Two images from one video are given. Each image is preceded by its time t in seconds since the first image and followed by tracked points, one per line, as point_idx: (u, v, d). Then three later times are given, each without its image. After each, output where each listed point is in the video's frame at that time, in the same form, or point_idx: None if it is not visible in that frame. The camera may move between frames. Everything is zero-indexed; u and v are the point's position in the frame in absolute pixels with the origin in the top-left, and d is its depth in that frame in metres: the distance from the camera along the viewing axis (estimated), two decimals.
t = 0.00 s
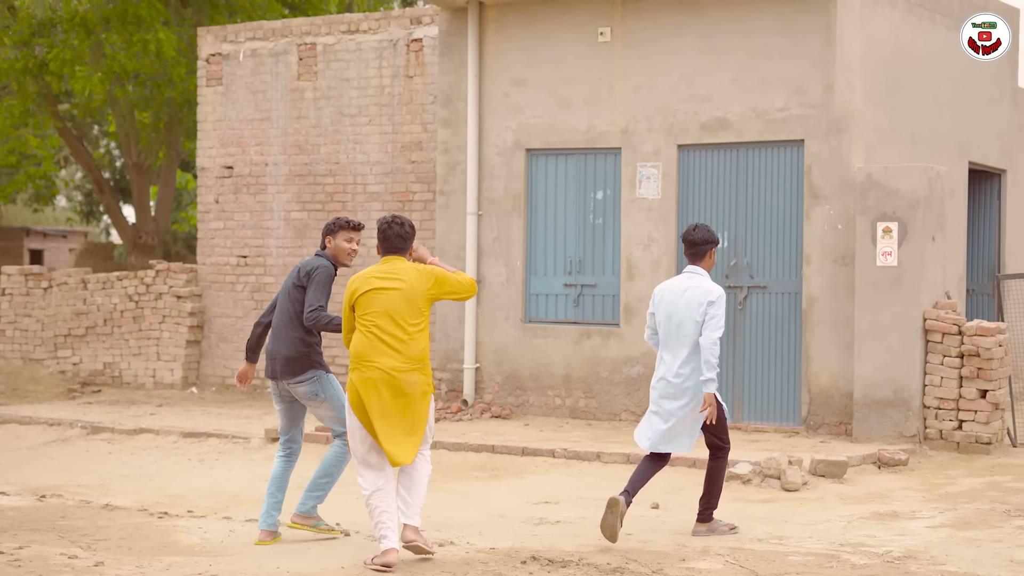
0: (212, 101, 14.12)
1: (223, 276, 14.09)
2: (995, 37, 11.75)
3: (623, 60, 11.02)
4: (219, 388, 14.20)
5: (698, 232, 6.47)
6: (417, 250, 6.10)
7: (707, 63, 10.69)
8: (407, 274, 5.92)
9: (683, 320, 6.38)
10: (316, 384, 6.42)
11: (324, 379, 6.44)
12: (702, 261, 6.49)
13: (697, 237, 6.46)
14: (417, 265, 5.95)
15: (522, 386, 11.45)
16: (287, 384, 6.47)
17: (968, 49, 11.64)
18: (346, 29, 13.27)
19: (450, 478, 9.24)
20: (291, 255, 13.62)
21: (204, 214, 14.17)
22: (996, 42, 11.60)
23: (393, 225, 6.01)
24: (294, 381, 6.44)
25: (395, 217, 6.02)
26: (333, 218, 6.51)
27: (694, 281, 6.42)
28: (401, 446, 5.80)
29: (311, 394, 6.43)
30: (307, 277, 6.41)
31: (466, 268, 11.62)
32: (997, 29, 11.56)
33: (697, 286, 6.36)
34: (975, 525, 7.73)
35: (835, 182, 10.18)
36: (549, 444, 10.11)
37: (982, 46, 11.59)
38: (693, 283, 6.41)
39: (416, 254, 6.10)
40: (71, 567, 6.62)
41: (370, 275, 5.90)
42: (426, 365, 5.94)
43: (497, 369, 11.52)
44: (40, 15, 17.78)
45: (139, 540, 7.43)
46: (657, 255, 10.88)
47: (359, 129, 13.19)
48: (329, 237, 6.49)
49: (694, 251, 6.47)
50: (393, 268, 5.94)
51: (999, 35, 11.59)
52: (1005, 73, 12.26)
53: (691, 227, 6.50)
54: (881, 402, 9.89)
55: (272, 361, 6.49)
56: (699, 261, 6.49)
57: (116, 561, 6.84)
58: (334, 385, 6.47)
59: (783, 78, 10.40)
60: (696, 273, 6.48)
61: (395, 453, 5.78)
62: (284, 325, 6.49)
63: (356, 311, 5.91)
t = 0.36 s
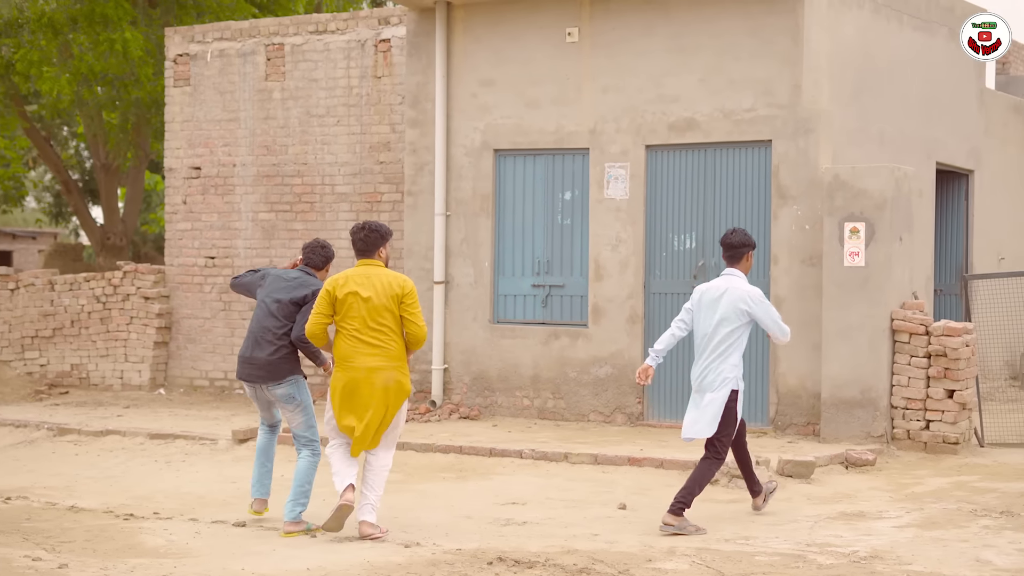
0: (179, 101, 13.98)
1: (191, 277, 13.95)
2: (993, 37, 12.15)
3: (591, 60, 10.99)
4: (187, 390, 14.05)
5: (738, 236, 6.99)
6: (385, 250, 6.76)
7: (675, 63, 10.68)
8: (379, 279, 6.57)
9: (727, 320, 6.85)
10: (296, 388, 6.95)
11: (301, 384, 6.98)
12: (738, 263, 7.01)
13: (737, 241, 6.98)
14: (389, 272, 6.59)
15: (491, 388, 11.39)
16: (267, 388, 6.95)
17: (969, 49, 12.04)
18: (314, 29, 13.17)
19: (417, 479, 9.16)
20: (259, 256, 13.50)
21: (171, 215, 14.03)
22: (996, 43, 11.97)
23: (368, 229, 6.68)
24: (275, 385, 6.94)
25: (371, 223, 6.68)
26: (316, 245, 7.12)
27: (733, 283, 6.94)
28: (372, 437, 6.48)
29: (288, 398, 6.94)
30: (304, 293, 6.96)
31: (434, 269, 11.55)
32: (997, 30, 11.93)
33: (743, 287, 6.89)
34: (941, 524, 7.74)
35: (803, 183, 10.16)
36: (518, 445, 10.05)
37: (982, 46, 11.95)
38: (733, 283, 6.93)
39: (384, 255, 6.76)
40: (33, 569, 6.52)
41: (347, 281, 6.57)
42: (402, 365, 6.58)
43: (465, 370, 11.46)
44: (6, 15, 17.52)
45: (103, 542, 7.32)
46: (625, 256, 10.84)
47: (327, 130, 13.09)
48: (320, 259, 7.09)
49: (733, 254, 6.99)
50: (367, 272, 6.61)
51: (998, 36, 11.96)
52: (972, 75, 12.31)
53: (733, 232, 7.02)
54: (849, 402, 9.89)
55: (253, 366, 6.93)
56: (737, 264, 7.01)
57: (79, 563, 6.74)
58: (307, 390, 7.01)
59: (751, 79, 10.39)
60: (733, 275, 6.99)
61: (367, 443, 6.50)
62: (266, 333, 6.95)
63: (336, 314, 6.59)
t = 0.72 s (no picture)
0: (160, 100, 13.89)
1: (171, 276, 13.87)
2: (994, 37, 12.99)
3: (571, 59, 10.96)
4: (168, 390, 13.96)
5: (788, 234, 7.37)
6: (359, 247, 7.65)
7: (655, 61, 10.65)
8: (357, 267, 7.37)
9: (774, 315, 7.26)
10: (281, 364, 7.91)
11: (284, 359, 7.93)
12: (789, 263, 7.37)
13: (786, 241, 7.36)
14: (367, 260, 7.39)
15: (471, 387, 11.35)
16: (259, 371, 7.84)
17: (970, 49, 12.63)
18: (294, 28, 13.11)
19: (397, 478, 9.11)
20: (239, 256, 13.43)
21: (152, 214, 13.94)
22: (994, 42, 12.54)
23: (344, 222, 7.45)
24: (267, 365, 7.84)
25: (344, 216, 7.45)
26: (257, 229, 7.99)
27: (783, 282, 7.30)
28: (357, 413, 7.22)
29: (274, 377, 7.88)
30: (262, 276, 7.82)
31: (415, 268, 11.51)
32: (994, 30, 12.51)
33: (790, 285, 7.25)
34: (920, 522, 7.72)
35: (783, 181, 10.13)
36: (499, 444, 10.02)
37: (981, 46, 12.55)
38: (783, 281, 7.30)
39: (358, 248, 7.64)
40: (9, 568, 6.46)
41: (328, 269, 7.35)
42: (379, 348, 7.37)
43: (446, 370, 11.42)
44: None
45: (79, 542, 7.25)
46: (606, 255, 10.82)
47: (308, 129, 13.03)
48: (261, 242, 7.96)
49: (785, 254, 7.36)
50: (345, 261, 7.41)
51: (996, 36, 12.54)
52: (953, 73, 12.33)
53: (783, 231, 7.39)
54: (829, 401, 9.88)
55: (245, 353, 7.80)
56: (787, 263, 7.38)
57: (55, 562, 6.68)
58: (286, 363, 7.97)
59: (731, 77, 10.37)
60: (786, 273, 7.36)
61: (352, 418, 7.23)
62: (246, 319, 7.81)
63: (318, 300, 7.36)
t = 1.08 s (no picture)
0: (147, 98, 13.83)
1: (159, 275, 13.82)
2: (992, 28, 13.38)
3: (558, 57, 10.94)
4: (155, 389, 13.89)
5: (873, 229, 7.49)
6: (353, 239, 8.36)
7: (642, 59, 10.63)
8: (347, 259, 8.10)
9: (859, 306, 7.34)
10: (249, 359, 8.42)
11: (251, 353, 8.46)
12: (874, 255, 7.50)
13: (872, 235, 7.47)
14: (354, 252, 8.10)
15: (459, 386, 11.32)
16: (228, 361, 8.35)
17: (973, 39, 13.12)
18: (282, 26, 13.06)
19: (383, 477, 9.07)
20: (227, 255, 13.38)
21: (139, 213, 13.88)
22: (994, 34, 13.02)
23: (343, 220, 8.22)
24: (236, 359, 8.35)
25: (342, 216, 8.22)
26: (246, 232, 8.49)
27: (869, 273, 7.40)
28: (342, 393, 7.98)
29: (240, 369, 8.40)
30: (246, 273, 8.29)
31: (402, 266, 11.48)
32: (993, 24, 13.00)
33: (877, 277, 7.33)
34: (907, 521, 7.70)
35: (771, 180, 10.12)
36: (486, 443, 9.98)
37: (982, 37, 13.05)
38: (869, 273, 7.40)
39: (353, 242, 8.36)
40: None
41: (320, 262, 8.13)
42: (366, 334, 8.11)
43: (434, 369, 11.39)
44: None
45: (62, 541, 7.20)
46: (593, 253, 10.79)
47: (295, 127, 12.98)
48: (248, 241, 8.45)
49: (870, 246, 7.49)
50: (337, 254, 8.14)
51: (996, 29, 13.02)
52: (942, 71, 12.32)
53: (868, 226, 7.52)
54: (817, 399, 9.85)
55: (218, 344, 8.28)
56: (874, 255, 7.50)
57: (36, 562, 6.63)
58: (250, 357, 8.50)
59: (718, 75, 10.35)
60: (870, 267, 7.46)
61: (341, 397, 7.98)
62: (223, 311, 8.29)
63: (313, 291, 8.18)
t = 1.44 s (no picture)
0: (141, 95, 13.80)
1: (153, 273, 13.78)
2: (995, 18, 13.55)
3: (552, 53, 10.91)
4: (149, 387, 13.85)
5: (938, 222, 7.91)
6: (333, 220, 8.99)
7: (636, 56, 10.60)
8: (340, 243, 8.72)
9: (936, 297, 7.71)
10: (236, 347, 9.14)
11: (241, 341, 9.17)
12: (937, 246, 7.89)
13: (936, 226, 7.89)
14: (350, 237, 8.76)
15: (452, 383, 11.30)
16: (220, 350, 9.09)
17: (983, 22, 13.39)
18: (275, 23, 13.02)
19: (375, 474, 9.04)
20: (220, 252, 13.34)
21: (132, 210, 13.85)
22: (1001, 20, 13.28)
23: (326, 208, 8.82)
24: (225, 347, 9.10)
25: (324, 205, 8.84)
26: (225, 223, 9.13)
27: (935, 264, 7.78)
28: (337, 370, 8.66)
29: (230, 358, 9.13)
30: (234, 268, 9.05)
31: (396, 263, 11.45)
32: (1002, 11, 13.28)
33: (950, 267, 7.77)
34: (900, 518, 7.67)
35: (764, 176, 10.10)
36: (479, 441, 9.95)
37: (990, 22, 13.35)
38: (934, 264, 7.78)
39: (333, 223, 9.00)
40: None
41: (314, 245, 8.70)
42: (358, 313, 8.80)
43: (427, 366, 11.36)
44: None
45: (51, 539, 7.16)
46: (587, 250, 10.76)
47: (289, 124, 12.94)
48: (226, 233, 9.17)
49: (934, 237, 7.90)
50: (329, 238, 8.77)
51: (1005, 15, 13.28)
52: (937, 68, 12.29)
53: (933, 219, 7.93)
54: (812, 397, 9.81)
55: (211, 335, 9.02)
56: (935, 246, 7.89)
57: (24, 559, 6.60)
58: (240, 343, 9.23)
59: (712, 71, 10.32)
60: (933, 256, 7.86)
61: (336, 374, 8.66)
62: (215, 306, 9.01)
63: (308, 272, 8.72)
